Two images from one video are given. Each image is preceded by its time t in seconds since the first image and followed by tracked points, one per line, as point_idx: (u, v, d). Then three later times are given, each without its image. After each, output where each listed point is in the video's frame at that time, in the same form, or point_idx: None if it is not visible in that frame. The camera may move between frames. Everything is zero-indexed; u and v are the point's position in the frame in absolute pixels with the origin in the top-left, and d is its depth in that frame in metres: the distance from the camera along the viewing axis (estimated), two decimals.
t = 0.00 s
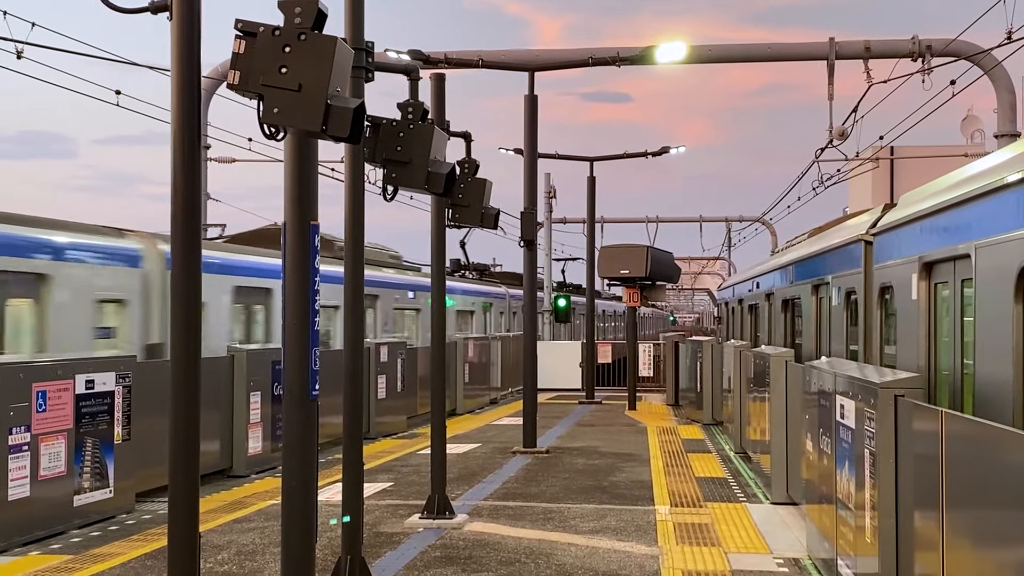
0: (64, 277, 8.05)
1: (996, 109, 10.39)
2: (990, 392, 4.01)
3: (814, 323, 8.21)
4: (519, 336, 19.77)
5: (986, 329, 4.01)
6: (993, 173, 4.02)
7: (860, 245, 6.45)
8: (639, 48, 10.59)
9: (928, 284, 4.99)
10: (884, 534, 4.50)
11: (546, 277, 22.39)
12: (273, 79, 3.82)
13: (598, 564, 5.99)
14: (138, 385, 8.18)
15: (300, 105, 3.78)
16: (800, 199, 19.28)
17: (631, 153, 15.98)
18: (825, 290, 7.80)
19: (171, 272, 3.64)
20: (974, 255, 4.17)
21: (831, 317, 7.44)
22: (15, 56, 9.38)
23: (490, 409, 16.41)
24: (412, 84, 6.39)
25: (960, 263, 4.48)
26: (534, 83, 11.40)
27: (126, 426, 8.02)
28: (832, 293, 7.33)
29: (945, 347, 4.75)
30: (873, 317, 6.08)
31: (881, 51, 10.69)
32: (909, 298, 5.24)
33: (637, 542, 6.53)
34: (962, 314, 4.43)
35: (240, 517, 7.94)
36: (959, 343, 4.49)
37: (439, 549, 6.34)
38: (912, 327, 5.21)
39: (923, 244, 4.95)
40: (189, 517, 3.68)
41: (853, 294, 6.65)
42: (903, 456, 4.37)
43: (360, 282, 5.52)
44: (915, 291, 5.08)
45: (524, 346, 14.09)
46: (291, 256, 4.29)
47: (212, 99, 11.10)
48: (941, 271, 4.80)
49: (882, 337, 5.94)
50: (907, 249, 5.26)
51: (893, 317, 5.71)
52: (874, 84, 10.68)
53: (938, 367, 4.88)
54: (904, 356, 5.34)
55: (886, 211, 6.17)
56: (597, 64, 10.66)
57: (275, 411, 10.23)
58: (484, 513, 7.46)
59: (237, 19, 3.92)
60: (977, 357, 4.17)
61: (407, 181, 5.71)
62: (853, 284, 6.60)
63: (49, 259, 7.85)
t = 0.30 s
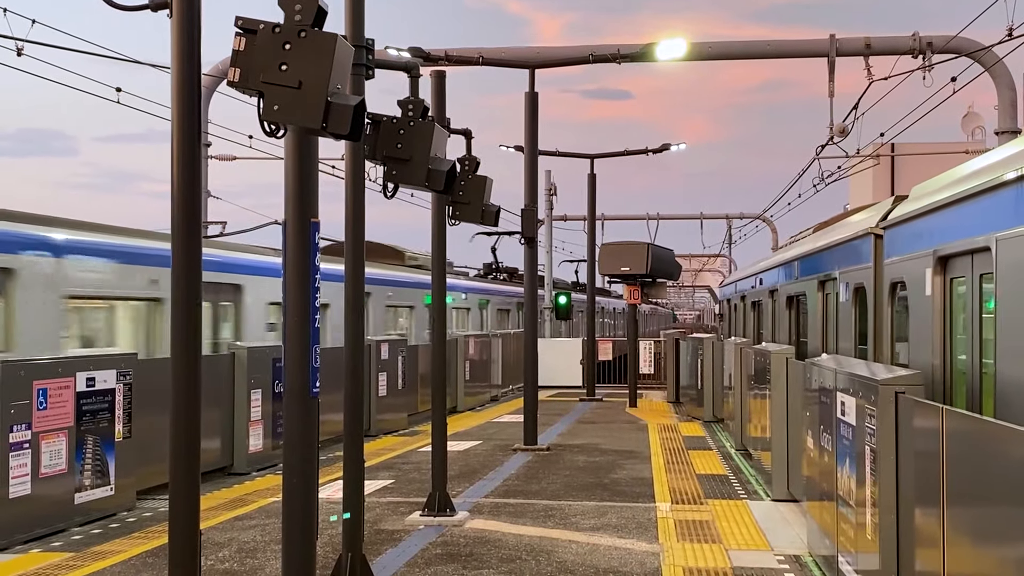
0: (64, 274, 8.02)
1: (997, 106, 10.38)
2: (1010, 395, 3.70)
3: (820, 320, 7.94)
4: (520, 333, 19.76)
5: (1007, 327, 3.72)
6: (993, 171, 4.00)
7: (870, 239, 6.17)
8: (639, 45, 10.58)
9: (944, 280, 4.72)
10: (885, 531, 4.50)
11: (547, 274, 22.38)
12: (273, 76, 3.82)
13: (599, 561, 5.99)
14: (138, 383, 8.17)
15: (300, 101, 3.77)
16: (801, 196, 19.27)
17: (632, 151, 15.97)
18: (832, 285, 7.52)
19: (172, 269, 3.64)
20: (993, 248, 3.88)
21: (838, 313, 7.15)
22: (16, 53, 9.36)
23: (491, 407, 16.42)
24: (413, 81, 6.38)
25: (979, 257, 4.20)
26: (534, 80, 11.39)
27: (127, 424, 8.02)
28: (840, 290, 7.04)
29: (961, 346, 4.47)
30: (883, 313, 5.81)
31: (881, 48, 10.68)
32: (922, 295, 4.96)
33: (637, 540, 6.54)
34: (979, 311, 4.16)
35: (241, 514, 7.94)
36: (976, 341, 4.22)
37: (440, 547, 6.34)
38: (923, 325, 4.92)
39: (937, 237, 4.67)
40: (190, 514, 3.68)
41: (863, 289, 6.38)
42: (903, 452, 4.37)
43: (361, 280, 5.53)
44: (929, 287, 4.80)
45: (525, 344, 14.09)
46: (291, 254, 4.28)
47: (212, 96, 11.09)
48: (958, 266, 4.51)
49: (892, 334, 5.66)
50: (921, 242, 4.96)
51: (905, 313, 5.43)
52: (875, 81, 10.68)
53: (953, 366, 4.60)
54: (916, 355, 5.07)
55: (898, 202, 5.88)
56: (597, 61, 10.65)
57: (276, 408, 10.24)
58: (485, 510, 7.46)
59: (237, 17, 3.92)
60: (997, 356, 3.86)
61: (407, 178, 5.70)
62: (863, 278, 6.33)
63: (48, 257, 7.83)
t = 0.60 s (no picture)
0: (66, 271, 8.02)
1: (999, 102, 10.37)
2: None
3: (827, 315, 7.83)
4: (521, 330, 19.77)
5: None
6: (995, 168, 4.00)
7: (879, 232, 5.92)
8: (640, 42, 10.57)
9: (960, 274, 4.48)
10: (887, 526, 4.50)
11: (548, 271, 22.39)
12: (274, 73, 3.82)
13: (601, 558, 5.99)
14: (139, 379, 8.18)
15: (301, 98, 3.77)
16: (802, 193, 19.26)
17: (633, 148, 15.96)
18: (840, 280, 7.40)
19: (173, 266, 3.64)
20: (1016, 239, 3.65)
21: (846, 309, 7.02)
22: (17, 51, 9.33)
23: (493, 404, 16.43)
24: (413, 78, 6.37)
25: (999, 250, 3.97)
26: (535, 77, 11.38)
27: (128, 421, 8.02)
28: (848, 286, 6.80)
29: (980, 344, 4.25)
30: (895, 310, 5.59)
31: (883, 45, 10.67)
32: (937, 290, 4.73)
33: (639, 536, 6.55)
34: (999, 310, 3.94)
35: (243, 511, 7.95)
36: (995, 341, 4.00)
37: (442, 544, 6.35)
38: (940, 322, 4.69)
39: (953, 229, 4.43)
40: (192, 511, 3.68)
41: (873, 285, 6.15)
42: (905, 448, 4.37)
43: (362, 278, 5.53)
44: (944, 282, 4.57)
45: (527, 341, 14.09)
46: (293, 253, 4.29)
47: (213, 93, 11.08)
48: (976, 260, 4.27)
49: (905, 332, 5.44)
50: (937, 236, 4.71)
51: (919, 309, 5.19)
52: (876, 78, 10.67)
53: (974, 365, 4.37)
54: (931, 354, 4.86)
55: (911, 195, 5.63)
56: (598, 58, 10.64)
57: (278, 405, 10.25)
58: (488, 507, 7.47)
59: (237, 13, 3.92)
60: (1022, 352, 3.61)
61: (408, 175, 5.70)
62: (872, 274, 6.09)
63: (51, 253, 7.83)
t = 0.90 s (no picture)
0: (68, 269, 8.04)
1: (1001, 99, 10.35)
2: None
3: (834, 312, 7.77)
4: (524, 328, 19.78)
5: None
6: (997, 164, 4.00)
7: (890, 227, 5.72)
8: (643, 39, 10.56)
9: (976, 269, 4.28)
10: (889, 523, 4.50)
11: (550, 269, 22.38)
12: (276, 70, 3.81)
13: (604, 555, 5.99)
14: (141, 377, 8.18)
15: (303, 96, 3.78)
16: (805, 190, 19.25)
17: (635, 145, 15.95)
18: (847, 277, 7.32)
19: (176, 264, 3.63)
20: None
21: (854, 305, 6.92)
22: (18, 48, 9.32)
23: (495, 401, 16.44)
24: (415, 75, 6.36)
25: (1017, 245, 3.78)
26: (537, 74, 11.36)
27: (130, 419, 8.03)
28: (857, 283, 6.62)
29: (998, 342, 4.03)
30: (907, 307, 5.36)
31: (885, 42, 10.65)
32: (951, 285, 4.53)
33: (642, 533, 6.55)
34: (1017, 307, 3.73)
35: (245, 509, 7.96)
36: (1014, 339, 3.80)
37: (444, 541, 6.36)
38: (955, 319, 4.48)
39: (971, 220, 4.22)
40: (194, 509, 3.68)
41: (884, 281, 5.91)
42: (908, 446, 4.37)
43: (364, 275, 5.53)
44: (960, 278, 4.37)
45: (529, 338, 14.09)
46: (295, 250, 4.29)
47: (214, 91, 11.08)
48: (993, 254, 4.07)
49: (916, 326, 5.22)
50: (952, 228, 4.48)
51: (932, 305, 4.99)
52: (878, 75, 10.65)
53: (990, 365, 4.15)
54: (944, 353, 4.65)
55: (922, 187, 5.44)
56: (600, 55, 10.63)
57: (281, 403, 10.26)
58: (490, 504, 7.48)
59: (240, 11, 3.91)
60: None
61: (411, 173, 5.70)
62: (884, 270, 5.85)
63: (54, 252, 7.85)
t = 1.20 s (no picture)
0: (67, 268, 8.01)
1: (1005, 96, 10.32)
2: None
3: (841, 309, 7.73)
4: (527, 325, 19.78)
5: None
6: (1001, 161, 4.02)
7: (902, 221, 5.62)
8: (646, 36, 10.54)
9: (992, 264, 4.16)
10: (893, 521, 4.50)
11: (554, 266, 22.37)
12: (279, 67, 3.81)
13: (607, 552, 5.99)
14: (144, 374, 8.18)
15: (306, 94, 3.77)
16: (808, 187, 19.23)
17: (639, 142, 15.93)
18: (856, 273, 7.26)
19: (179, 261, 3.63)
20: None
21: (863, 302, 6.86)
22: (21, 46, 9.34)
23: (499, 398, 16.44)
24: (418, 72, 6.35)
25: None
26: (540, 72, 11.35)
27: (134, 416, 8.04)
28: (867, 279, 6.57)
29: (1015, 341, 3.92)
30: (918, 303, 5.30)
31: (888, 39, 10.63)
32: (967, 281, 4.41)
33: (645, 531, 6.54)
34: None
35: (249, 507, 7.96)
36: None
37: (448, 538, 6.36)
38: (971, 315, 4.37)
39: (988, 214, 4.11)
40: (198, 507, 3.69)
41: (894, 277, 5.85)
42: (912, 444, 4.36)
43: (368, 273, 5.53)
44: (976, 273, 4.25)
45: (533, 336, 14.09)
46: (298, 247, 4.30)
47: (217, 88, 11.07)
48: (1010, 248, 3.95)
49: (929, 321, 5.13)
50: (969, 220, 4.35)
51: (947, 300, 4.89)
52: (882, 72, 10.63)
53: (1008, 363, 4.03)
54: (960, 352, 4.54)
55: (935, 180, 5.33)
56: (603, 52, 10.62)
57: (284, 401, 10.27)
58: (493, 501, 7.48)
59: (243, 8, 3.91)
60: None
61: (414, 170, 5.71)
62: (894, 267, 5.78)
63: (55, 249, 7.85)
